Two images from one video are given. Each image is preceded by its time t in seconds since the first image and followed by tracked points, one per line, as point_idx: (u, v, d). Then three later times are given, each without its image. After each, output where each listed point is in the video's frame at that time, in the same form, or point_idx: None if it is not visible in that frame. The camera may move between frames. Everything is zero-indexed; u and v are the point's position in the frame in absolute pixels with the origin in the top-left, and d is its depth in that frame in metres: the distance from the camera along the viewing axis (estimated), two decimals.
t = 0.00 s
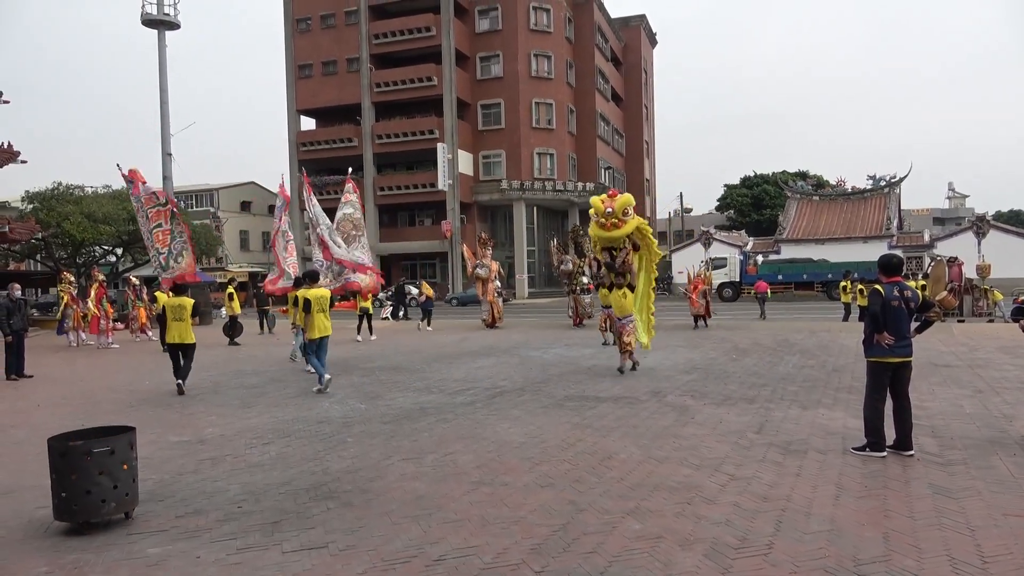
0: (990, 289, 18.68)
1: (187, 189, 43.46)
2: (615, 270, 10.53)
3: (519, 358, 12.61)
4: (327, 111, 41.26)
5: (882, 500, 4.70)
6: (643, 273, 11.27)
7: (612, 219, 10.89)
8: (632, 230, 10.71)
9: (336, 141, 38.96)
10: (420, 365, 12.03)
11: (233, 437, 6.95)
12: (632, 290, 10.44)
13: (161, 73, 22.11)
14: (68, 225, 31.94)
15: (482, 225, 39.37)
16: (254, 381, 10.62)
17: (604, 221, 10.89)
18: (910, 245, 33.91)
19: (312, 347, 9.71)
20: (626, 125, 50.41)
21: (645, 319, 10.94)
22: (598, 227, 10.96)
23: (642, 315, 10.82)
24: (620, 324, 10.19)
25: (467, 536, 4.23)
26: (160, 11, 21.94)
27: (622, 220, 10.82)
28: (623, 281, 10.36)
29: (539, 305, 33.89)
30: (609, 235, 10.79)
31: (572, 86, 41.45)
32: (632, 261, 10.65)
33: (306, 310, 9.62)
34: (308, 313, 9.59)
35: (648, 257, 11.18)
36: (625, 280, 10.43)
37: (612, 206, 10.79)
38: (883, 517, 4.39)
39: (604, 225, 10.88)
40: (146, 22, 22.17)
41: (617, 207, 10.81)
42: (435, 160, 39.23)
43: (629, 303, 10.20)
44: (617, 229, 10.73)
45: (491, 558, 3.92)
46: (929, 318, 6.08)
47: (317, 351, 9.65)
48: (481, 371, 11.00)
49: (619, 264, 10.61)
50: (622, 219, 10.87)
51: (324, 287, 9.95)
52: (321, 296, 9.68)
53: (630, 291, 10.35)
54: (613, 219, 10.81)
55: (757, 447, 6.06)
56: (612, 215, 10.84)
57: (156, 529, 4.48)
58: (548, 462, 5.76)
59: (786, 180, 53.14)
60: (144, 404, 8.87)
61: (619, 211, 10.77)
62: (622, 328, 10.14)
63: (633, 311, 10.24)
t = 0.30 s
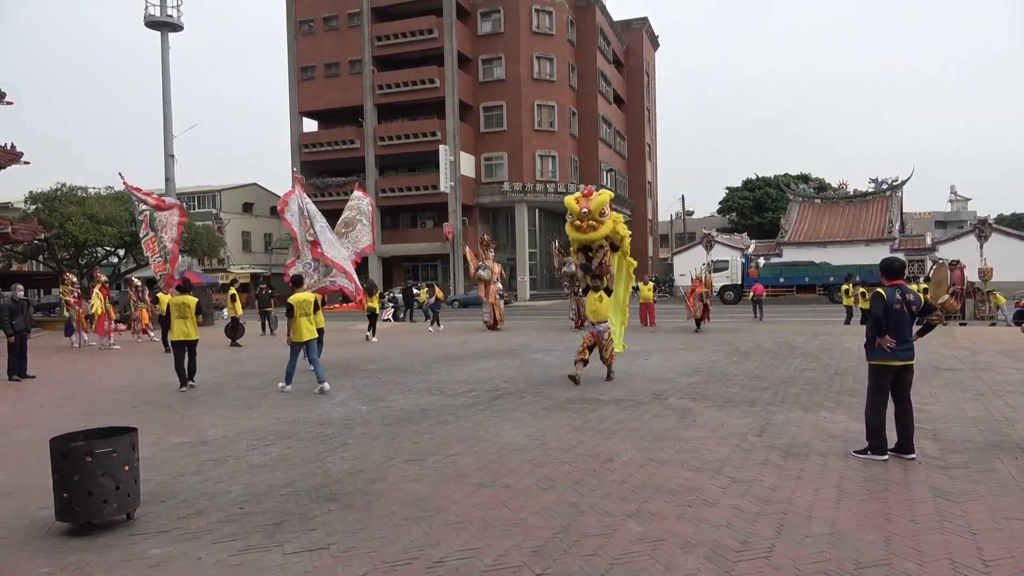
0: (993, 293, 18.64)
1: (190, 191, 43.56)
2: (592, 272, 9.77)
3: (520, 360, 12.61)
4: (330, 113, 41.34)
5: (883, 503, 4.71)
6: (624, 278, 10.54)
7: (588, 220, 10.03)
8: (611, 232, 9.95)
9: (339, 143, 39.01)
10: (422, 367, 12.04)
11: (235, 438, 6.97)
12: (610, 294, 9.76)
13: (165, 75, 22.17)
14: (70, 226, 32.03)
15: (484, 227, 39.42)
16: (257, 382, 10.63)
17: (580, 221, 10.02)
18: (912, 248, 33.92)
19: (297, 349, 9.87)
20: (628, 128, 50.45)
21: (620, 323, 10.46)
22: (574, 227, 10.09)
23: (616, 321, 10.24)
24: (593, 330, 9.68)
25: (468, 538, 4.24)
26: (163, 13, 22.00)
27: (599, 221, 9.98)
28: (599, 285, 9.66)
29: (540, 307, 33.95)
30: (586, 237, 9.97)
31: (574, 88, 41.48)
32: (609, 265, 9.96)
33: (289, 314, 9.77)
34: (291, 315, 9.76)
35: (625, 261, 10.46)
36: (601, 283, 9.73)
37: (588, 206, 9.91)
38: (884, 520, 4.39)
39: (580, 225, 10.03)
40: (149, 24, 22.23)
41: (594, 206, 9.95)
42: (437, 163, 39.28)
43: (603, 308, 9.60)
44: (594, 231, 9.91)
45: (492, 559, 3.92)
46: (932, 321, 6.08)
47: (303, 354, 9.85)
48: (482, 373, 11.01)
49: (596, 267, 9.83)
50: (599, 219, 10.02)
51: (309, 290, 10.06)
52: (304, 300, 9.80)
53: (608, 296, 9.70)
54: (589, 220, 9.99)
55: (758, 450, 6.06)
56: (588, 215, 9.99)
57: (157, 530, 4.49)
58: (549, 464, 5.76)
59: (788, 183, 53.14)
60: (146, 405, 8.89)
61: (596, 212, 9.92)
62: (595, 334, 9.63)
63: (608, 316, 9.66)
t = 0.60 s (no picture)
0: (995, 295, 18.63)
1: (191, 193, 43.61)
2: (573, 279, 9.30)
3: (522, 362, 12.60)
4: (331, 115, 41.38)
5: (885, 505, 4.70)
6: (612, 286, 9.62)
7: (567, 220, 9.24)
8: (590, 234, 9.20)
9: (340, 145, 39.06)
10: (423, 369, 12.03)
11: (236, 440, 6.97)
12: (588, 303, 9.38)
13: (166, 77, 22.21)
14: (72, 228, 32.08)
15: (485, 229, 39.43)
16: (258, 384, 10.63)
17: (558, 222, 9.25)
18: (914, 250, 33.90)
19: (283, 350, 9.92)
20: (630, 129, 50.47)
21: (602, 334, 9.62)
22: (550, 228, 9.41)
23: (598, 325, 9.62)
24: (569, 339, 9.19)
25: (470, 540, 4.23)
26: (165, 16, 22.05)
27: (578, 222, 9.22)
28: (580, 293, 9.25)
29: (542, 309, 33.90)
30: (564, 240, 9.21)
31: (575, 90, 41.49)
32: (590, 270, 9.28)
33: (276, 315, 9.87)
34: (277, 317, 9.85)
35: (609, 265, 9.58)
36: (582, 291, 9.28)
37: (567, 205, 9.12)
38: (887, 522, 4.38)
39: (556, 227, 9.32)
40: (151, 27, 22.27)
41: (573, 206, 9.15)
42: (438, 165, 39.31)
43: (583, 318, 9.14)
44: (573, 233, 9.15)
45: (494, 561, 3.92)
46: (933, 323, 6.07)
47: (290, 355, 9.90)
48: (484, 375, 11.00)
49: (578, 273, 9.38)
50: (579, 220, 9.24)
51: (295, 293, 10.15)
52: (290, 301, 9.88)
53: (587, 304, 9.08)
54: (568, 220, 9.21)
55: (760, 452, 6.05)
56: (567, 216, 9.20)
57: (158, 532, 4.49)
58: (551, 466, 5.75)
59: (790, 185, 53.11)
60: (148, 407, 8.89)
61: (575, 212, 9.13)
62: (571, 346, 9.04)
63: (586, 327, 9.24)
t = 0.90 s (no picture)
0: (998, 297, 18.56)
1: (194, 195, 43.69)
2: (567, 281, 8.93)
3: (524, 364, 12.59)
4: (334, 117, 41.44)
5: (888, 508, 4.69)
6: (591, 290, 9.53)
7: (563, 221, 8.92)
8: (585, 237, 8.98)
9: (343, 147, 39.11)
10: (426, 371, 12.03)
11: (238, 442, 6.98)
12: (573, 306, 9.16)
13: (169, 79, 22.25)
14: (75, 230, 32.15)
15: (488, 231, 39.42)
16: (261, 386, 10.64)
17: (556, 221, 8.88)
18: (917, 253, 33.81)
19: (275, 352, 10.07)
20: (632, 132, 50.49)
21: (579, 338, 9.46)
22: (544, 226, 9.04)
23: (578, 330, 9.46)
24: (557, 342, 8.78)
25: (472, 543, 4.23)
26: (168, 18, 22.09)
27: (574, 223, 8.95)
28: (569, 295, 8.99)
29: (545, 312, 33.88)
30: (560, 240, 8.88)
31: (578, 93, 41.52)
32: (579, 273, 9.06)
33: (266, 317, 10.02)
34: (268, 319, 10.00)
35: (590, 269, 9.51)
36: (570, 292, 8.98)
37: (569, 205, 8.79)
38: (890, 525, 4.36)
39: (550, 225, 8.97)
40: (155, 29, 22.32)
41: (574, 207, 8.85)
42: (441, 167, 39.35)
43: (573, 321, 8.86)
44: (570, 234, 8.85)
45: (497, 564, 3.92)
46: (936, 325, 6.06)
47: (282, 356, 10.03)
48: (486, 377, 10.99)
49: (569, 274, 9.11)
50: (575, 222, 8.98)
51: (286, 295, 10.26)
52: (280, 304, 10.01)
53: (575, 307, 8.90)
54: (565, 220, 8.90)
55: (763, 455, 6.05)
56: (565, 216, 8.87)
57: (161, 534, 4.50)
58: (553, 468, 5.75)
59: (792, 187, 53.07)
60: (150, 410, 8.90)
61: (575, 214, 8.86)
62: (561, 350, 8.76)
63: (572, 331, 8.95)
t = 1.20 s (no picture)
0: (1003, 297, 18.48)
1: (198, 197, 43.82)
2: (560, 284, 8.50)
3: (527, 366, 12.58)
4: (337, 120, 41.53)
5: (893, 510, 4.68)
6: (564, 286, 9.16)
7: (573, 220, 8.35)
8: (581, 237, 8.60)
9: (346, 150, 39.18)
10: (429, 373, 12.04)
11: (242, 444, 6.99)
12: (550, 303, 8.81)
13: (173, 83, 22.33)
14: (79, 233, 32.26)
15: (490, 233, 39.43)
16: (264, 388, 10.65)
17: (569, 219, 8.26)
18: (921, 253, 33.69)
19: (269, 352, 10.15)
20: (635, 134, 50.51)
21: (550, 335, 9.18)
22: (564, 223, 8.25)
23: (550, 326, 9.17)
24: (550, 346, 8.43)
25: (476, 545, 4.23)
26: (172, 22, 22.18)
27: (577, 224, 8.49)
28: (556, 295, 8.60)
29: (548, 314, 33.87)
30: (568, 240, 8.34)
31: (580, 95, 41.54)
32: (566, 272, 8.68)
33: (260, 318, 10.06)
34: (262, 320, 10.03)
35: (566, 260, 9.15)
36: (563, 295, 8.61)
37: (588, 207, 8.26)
38: (894, 527, 4.35)
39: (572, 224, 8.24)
40: (158, 33, 22.41)
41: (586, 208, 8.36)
42: (444, 169, 39.39)
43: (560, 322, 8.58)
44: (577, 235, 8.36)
45: (500, 566, 3.92)
46: (939, 326, 6.05)
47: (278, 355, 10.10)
48: (489, 379, 11.00)
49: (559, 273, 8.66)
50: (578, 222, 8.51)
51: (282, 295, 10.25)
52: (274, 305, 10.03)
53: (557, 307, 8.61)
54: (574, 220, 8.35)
55: (766, 456, 6.04)
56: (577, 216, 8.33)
57: (165, 536, 4.51)
58: (556, 471, 5.75)
59: (795, 188, 53.01)
60: (154, 412, 8.91)
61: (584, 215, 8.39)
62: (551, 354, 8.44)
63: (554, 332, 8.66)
